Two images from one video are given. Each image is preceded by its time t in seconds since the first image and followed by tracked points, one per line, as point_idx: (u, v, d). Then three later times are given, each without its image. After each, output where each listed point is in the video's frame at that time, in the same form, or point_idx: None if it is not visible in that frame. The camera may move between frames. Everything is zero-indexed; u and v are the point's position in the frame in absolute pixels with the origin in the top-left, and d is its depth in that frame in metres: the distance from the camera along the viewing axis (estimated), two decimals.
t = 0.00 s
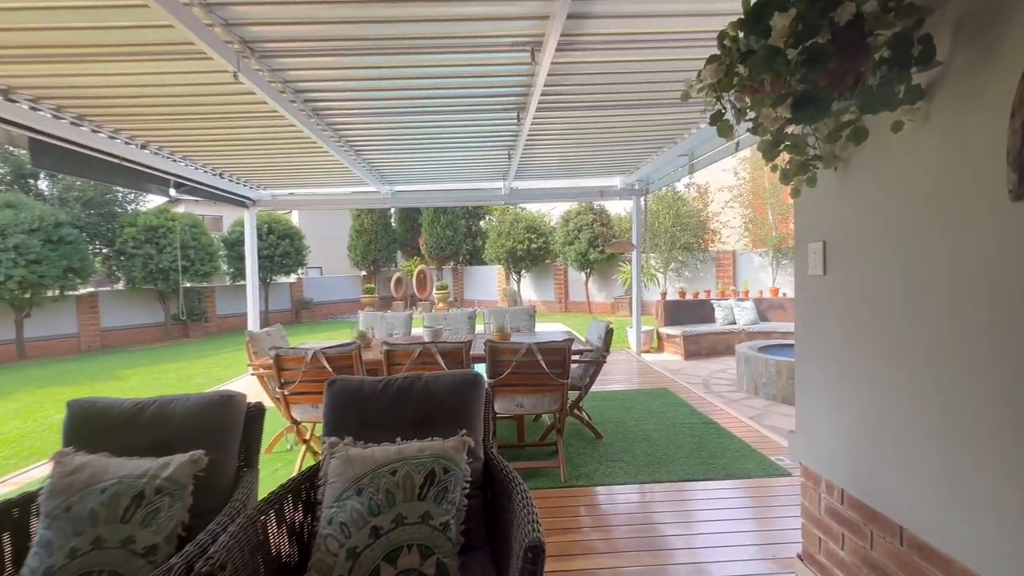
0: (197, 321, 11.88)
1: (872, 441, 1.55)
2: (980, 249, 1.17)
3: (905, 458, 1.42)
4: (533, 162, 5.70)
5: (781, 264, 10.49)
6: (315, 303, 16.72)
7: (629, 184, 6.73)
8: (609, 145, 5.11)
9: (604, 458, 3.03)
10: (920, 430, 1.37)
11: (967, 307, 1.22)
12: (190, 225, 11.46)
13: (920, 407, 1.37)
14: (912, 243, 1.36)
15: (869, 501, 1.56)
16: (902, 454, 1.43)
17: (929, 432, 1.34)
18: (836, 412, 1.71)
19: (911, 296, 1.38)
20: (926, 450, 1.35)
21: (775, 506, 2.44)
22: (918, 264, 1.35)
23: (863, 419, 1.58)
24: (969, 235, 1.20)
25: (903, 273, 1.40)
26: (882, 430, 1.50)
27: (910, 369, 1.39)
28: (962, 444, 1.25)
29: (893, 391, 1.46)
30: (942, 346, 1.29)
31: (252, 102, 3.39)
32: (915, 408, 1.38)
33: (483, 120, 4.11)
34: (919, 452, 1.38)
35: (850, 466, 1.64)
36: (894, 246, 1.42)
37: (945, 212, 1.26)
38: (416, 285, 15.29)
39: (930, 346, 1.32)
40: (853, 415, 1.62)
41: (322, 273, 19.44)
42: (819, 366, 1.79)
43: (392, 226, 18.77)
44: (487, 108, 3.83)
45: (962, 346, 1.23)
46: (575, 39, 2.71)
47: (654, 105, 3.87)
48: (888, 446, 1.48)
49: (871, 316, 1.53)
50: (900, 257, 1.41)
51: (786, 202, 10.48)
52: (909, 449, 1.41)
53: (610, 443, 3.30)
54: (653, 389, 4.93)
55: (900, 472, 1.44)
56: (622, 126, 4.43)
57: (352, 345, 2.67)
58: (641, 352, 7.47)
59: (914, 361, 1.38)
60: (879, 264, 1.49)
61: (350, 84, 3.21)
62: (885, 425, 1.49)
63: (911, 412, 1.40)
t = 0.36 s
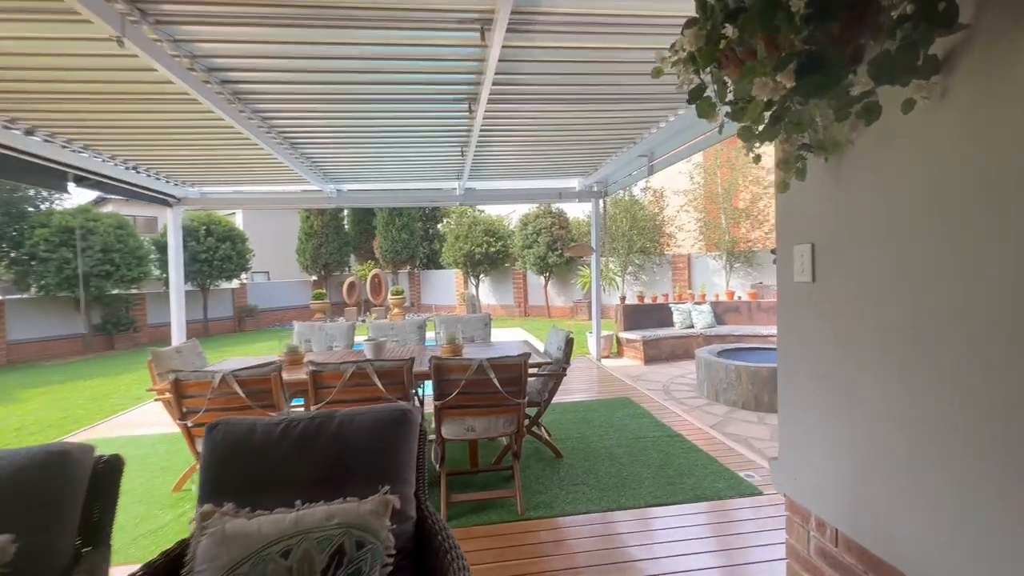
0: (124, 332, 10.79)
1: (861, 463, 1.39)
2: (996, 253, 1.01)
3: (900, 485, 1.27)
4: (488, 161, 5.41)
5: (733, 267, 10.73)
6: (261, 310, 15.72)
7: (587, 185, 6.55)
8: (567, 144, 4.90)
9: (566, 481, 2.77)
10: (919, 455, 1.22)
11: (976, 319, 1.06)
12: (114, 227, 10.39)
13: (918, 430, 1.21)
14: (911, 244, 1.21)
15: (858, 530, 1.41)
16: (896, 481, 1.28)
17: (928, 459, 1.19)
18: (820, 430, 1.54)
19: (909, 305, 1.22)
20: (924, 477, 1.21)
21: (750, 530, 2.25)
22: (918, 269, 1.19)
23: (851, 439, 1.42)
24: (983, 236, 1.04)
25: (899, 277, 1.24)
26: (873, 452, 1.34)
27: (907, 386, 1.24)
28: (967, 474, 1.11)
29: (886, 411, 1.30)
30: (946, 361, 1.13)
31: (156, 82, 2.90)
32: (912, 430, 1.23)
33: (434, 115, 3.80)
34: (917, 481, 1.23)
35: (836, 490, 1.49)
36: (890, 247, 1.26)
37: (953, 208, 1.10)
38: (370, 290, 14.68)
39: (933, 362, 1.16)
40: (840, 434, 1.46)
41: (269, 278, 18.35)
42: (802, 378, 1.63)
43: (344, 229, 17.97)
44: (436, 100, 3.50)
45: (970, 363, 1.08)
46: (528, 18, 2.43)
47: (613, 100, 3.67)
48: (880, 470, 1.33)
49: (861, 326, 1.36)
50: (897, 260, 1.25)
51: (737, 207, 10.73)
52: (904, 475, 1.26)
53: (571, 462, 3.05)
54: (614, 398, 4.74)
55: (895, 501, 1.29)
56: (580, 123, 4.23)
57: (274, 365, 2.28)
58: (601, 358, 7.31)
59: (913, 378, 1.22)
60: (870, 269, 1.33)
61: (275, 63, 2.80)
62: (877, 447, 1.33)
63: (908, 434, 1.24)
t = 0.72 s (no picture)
0: (52, 340, 9.78)
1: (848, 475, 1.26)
2: (1011, 244, 0.87)
3: (905, 512, 1.12)
4: (448, 158, 5.09)
5: (698, 269, 10.77)
6: (210, 316, 14.74)
7: (553, 185, 6.32)
8: (531, 140, 4.64)
9: (527, 510, 2.47)
10: (914, 469, 1.09)
11: (982, 318, 0.93)
12: (40, 225, 9.41)
13: (914, 442, 1.08)
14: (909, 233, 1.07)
15: (844, 547, 1.29)
16: (887, 496, 1.16)
17: (923, 473, 1.07)
18: (805, 437, 1.41)
19: (906, 302, 1.08)
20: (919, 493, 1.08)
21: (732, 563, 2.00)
22: (917, 261, 1.05)
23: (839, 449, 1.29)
24: (995, 224, 0.89)
25: (894, 270, 1.10)
26: (868, 471, 1.20)
27: (902, 392, 1.10)
28: (968, 493, 0.98)
29: (879, 419, 1.16)
30: (949, 366, 1.00)
31: (43, 51, 2.44)
32: (907, 441, 1.10)
33: (384, 105, 3.47)
34: (911, 496, 1.10)
35: (822, 503, 1.36)
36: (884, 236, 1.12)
37: (958, 192, 0.96)
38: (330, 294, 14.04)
39: (934, 366, 1.03)
40: (828, 443, 1.32)
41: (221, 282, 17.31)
42: (786, 381, 1.48)
43: (303, 230, 17.16)
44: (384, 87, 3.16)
45: (977, 368, 0.95)
46: None
47: (577, 91, 3.42)
48: (870, 484, 1.20)
49: (852, 325, 1.22)
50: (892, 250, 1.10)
51: (702, 210, 10.77)
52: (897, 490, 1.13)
53: (534, 486, 2.75)
54: (581, 408, 4.50)
55: (886, 518, 1.17)
56: (544, 117, 3.97)
57: (173, 387, 1.89)
58: (568, 364, 7.09)
59: (910, 383, 1.08)
60: (862, 260, 1.18)
61: (187, 33, 2.41)
62: (867, 459, 1.20)
63: (903, 446, 1.11)
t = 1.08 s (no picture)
0: None
1: (831, 474, 1.13)
2: None
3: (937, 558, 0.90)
4: (415, 154, 4.79)
5: (673, 272, 10.74)
6: (167, 320, 13.92)
7: (527, 184, 6.08)
8: (502, 136, 4.39)
9: (496, 541, 2.21)
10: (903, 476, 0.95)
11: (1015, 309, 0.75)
12: None
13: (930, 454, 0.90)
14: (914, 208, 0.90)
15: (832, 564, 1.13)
16: (891, 512, 0.98)
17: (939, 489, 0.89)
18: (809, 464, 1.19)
19: (905, 285, 0.92)
20: (906, 502, 0.95)
21: None
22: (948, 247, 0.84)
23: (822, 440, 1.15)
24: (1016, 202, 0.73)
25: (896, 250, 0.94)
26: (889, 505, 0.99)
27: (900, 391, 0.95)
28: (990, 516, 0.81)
29: (872, 416, 1.01)
30: (952, 364, 0.84)
31: None
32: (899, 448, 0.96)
33: (339, 90, 3.17)
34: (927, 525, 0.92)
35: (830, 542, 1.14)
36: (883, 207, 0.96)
37: (994, 153, 0.76)
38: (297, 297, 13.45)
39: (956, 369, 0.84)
40: (822, 448, 1.14)
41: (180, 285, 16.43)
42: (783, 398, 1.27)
43: (269, 230, 16.46)
44: (337, 69, 2.86)
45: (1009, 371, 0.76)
46: None
47: (550, 81, 3.20)
48: (850, 484, 1.08)
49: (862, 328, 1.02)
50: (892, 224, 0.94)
51: (677, 212, 10.72)
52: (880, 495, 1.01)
53: (504, 511, 2.49)
54: (556, 418, 4.27)
55: (885, 538, 1.00)
56: (516, 109, 3.73)
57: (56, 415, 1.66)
58: (543, 370, 6.86)
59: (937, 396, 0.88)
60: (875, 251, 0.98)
61: None
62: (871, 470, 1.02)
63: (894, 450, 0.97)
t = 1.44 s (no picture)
0: None
1: (826, 484, 0.98)
2: None
3: None
4: (383, 148, 4.49)
5: (652, 276, 10.65)
6: (125, 324, 13.14)
7: (503, 183, 5.83)
8: (475, 130, 4.11)
9: None
10: (915, 497, 0.81)
11: None
12: None
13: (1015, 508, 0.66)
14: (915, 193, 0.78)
15: None
16: None
17: None
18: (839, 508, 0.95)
19: (961, 275, 0.72)
20: (918, 534, 0.80)
21: None
22: None
23: (800, 437, 1.04)
24: None
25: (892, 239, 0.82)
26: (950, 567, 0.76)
27: (895, 401, 0.83)
28: None
29: (888, 425, 0.85)
30: None
31: None
32: (885, 461, 0.85)
33: (290, 72, 2.85)
34: None
35: None
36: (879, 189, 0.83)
37: None
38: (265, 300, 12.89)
39: None
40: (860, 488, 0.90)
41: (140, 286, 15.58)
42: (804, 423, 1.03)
43: (236, 230, 15.78)
44: (284, 47, 2.55)
45: None
46: None
47: (525, 70, 2.94)
48: (825, 484, 0.98)
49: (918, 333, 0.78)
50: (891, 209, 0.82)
51: (656, 215, 10.62)
52: (855, 504, 0.92)
53: (472, 544, 2.23)
54: (532, 432, 4.01)
55: None
56: (489, 101, 3.47)
57: None
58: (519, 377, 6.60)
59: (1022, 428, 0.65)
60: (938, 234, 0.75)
61: None
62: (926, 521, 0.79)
63: (911, 469, 0.81)
